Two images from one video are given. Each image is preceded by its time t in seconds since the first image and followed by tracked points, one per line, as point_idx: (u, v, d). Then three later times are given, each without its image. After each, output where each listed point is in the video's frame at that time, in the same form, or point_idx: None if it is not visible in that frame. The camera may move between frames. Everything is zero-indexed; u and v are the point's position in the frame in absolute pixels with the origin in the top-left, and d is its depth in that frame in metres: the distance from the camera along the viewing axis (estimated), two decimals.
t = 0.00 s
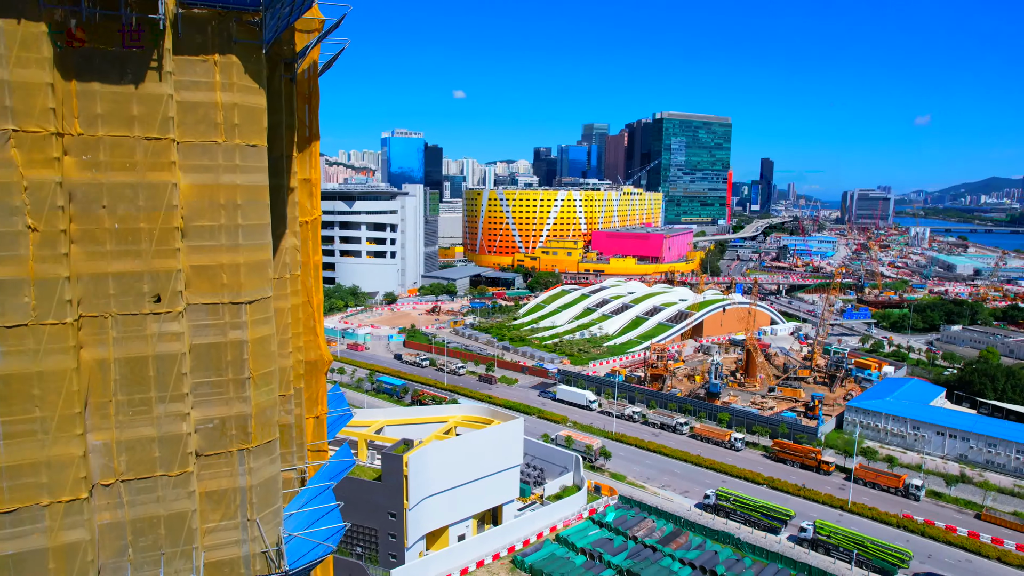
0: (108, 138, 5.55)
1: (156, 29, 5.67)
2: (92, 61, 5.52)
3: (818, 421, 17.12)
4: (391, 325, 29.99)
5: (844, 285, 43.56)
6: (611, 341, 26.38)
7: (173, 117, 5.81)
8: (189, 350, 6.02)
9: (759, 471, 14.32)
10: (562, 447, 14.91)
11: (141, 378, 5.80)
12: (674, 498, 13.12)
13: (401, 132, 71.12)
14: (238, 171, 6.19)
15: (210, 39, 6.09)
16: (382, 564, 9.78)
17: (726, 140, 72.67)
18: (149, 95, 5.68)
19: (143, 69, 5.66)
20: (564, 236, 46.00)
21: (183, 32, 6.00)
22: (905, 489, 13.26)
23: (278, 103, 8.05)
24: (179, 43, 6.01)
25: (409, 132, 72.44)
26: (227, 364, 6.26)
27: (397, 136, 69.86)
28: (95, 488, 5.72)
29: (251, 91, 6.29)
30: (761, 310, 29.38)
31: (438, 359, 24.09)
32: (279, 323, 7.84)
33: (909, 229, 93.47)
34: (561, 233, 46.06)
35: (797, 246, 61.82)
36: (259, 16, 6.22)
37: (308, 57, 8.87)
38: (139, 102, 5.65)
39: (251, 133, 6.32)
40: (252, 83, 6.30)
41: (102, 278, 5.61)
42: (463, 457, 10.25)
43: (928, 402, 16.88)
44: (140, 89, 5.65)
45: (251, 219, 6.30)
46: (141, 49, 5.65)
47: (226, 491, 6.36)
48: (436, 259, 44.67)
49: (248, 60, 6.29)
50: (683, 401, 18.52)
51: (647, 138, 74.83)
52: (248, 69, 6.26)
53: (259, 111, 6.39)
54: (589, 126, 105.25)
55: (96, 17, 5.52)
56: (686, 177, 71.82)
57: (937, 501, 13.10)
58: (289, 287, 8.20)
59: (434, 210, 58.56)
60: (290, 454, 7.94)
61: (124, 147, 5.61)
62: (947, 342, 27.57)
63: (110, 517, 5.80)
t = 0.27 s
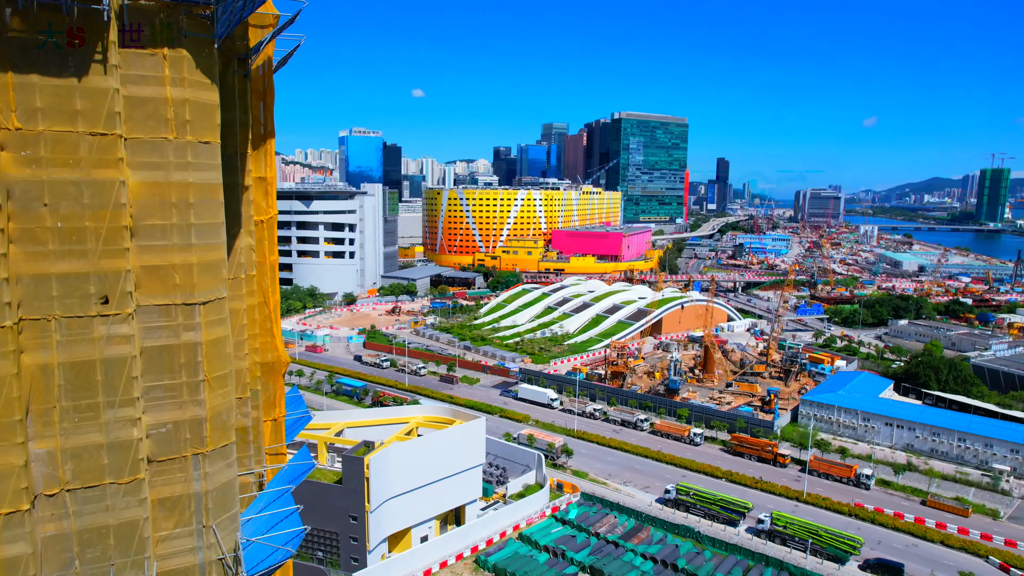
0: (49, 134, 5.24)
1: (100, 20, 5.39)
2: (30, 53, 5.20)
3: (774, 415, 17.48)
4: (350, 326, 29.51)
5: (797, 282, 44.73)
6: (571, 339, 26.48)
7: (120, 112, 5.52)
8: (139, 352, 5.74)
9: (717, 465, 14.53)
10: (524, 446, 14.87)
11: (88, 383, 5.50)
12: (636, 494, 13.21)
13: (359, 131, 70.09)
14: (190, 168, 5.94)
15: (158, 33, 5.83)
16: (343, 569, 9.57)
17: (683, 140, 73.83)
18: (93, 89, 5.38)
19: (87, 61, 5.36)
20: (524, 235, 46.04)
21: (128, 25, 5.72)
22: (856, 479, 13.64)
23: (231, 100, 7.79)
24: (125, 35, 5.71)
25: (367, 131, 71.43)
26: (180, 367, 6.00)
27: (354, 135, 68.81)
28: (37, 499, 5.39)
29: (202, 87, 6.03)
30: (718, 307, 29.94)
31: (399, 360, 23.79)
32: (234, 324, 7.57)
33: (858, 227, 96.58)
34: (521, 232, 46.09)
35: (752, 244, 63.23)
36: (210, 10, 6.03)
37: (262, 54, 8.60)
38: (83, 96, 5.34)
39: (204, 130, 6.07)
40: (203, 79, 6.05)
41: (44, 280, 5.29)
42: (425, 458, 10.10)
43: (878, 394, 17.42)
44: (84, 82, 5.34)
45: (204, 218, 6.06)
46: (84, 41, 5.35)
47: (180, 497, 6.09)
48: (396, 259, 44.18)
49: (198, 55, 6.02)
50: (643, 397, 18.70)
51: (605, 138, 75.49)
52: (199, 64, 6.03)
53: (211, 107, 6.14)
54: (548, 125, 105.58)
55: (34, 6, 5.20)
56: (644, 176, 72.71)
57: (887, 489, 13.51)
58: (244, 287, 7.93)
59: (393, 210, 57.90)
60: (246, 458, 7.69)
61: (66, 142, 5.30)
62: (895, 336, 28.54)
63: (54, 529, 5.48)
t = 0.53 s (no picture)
0: None
1: (39, 10, 5.09)
2: None
3: (732, 409, 17.79)
4: (308, 328, 28.91)
5: (752, 279, 45.75)
6: (532, 338, 26.50)
7: (62, 106, 5.23)
8: (86, 357, 5.45)
9: (677, 460, 14.71)
10: (486, 445, 14.78)
11: (29, 390, 5.19)
12: (598, 490, 13.27)
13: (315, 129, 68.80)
14: (139, 166, 5.67)
15: (103, 24, 5.52)
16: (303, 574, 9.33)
17: (641, 140, 74.68)
18: (33, 81, 5.07)
19: (25, 53, 5.07)
20: (484, 234, 45.91)
21: (71, 15, 5.40)
22: (810, 470, 13.96)
23: (183, 95, 7.47)
24: (67, 27, 5.39)
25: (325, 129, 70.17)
26: (131, 371, 5.72)
27: (311, 132, 67.49)
28: None
29: (151, 82, 5.76)
30: (676, 305, 30.39)
31: (359, 362, 23.40)
32: (188, 326, 7.28)
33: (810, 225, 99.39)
34: (481, 231, 45.92)
35: (709, 242, 64.44)
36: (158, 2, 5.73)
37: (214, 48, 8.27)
38: (21, 89, 5.03)
39: (153, 127, 5.81)
40: (152, 73, 5.78)
41: None
42: (387, 459, 9.92)
43: (830, 388, 17.91)
44: (22, 74, 5.03)
45: (154, 217, 5.81)
46: (22, 31, 5.06)
47: (131, 506, 5.81)
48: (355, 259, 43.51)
49: (148, 49, 5.76)
50: (604, 395, 18.82)
51: (565, 137, 75.85)
52: (147, 58, 5.75)
53: (161, 102, 5.88)
54: (508, 124, 105.45)
55: None
56: (603, 176, 73.34)
57: (839, 479, 13.87)
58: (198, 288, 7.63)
59: (351, 209, 57.01)
60: (202, 463, 7.41)
61: (3, 137, 4.99)
62: (846, 331, 29.41)
63: None
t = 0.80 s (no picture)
0: None
1: None
2: None
3: (691, 406, 18.03)
4: (265, 330, 28.24)
5: (709, 277, 46.61)
6: (493, 337, 26.42)
7: None
8: (27, 362, 5.15)
9: (638, 457, 14.84)
10: (448, 446, 14.63)
11: None
12: (560, 488, 13.29)
13: (271, 127, 67.32)
14: (83, 163, 5.39)
15: (40, 14, 5.20)
16: None
17: (600, 140, 75.27)
18: None
19: None
20: (445, 234, 45.62)
21: (7, 5, 5.06)
22: (767, 463, 14.25)
23: (130, 90, 7.08)
24: (2, 16, 5.06)
25: (280, 127, 68.69)
26: (76, 376, 5.44)
27: (266, 131, 65.97)
28: None
29: (96, 76, 5.51)
30: (635, 303, 30.76)
31: (318, 363, 22.95)
32: (139, 329, 6.97)
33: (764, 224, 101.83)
34: (441, 231, 45.57)
35: (667, 241, 65.44)
36: None
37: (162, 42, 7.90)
38: None
39: (98, 123, 5.54)
40: (96, 67, 5.52)
41: None
42: (348, 461, 9.72)
43: (785, 382, 18.33)
44: None
45: (101, 217, 5.54)
46: None
47: (78, 517, 5.51)
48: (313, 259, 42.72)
49: (90, 42, 5.49)
50: (565, 393, 18.89)
51: (524, 137, 75.92)
52: (90, 52, 5.51)
53: (106, 98, 5.62)
54: (467, 123, 104.99)
55: None
56: (563, 175, 73.69)
57: (794, 471, 14.18)
58: (148, 290, 7.31)
59: (309, 209, 55.95)
60: (155, 469, 7.09)
61: None
62: (800, 327, 30.18)
63: None
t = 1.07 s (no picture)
0: None
1: None
2: None
3: (651, 402, 18.21)
4: (220, 333, 27.46)
5: (668, 275, 47.30)
6: (454, 337, 26.24)
7: None
8: None
9: (600, 454, 14.91)
10: (409, 447, 14.45)
11: None
12: (523, 486, 13.25)
13: (224, 125, 65.58)
14: (22, 159, 5.09)
15: None
16: None
17: (559, 139, 75.58)
18: None
19: None
20: (404, 233, 45.14)
21: None
22: (725, 457, 14.49)
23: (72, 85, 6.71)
24: None
25: (234, 125, 66.95)
26: (17, 382, 5.13)
27: (219, 128, 64.19)
28: None
29: (36, 68, 5.20)
30: (595, 301, 30.99)
31: (275, 366, 22.40)
32: (85, 333, 6.64)
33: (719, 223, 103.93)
34: (401, 230, 45.08)
35: (626, 240, 66.20)
36: None
37: (107, 36, 7.50)
38: None
39: (39, 118, 5.24)
40: (35, 59, 5.22)
41: None
42: (308, 465, 9.48)
43: (742, 378, 18.71)
44: None
45: (42, 215, 5.25)
46: None
47: (19, 531, 5.19)
48: (269, 260, 41.75)
49: (28, 31, 5.18)
50: (527, 392, 18.87)
51: (484, 136, 75.73)
52: (29, 42, 5.19)
53: (47, 91, 5.32)
54: (426, 122, 104.11)
55: None
56: (522, 174, 73.77)
57: (752, 464, 14.46)
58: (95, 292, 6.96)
59: (264, 208, 54.66)
60: (103, 479, 6.76)
61: None
62: (755, 323, 30.86)
63: None
